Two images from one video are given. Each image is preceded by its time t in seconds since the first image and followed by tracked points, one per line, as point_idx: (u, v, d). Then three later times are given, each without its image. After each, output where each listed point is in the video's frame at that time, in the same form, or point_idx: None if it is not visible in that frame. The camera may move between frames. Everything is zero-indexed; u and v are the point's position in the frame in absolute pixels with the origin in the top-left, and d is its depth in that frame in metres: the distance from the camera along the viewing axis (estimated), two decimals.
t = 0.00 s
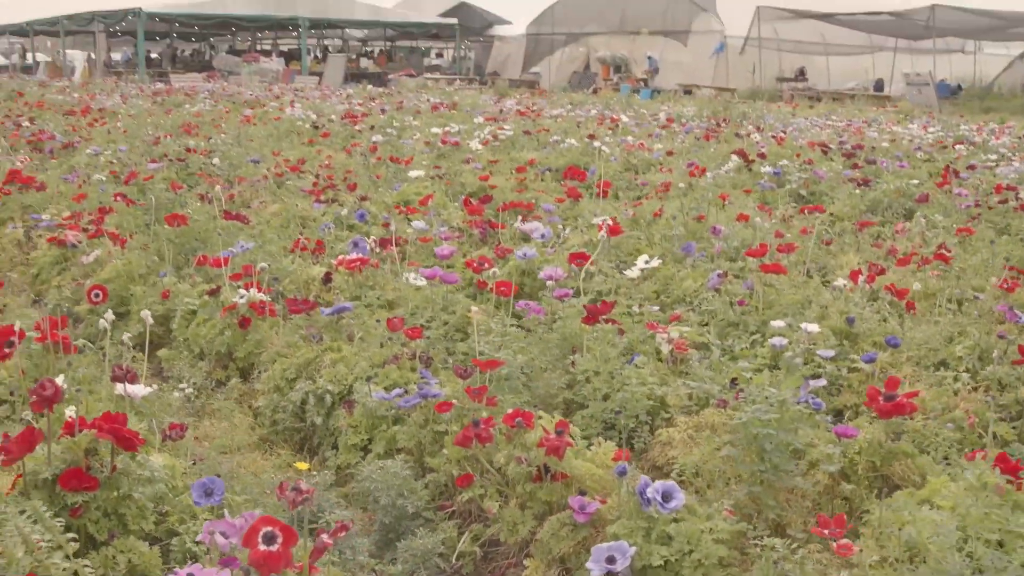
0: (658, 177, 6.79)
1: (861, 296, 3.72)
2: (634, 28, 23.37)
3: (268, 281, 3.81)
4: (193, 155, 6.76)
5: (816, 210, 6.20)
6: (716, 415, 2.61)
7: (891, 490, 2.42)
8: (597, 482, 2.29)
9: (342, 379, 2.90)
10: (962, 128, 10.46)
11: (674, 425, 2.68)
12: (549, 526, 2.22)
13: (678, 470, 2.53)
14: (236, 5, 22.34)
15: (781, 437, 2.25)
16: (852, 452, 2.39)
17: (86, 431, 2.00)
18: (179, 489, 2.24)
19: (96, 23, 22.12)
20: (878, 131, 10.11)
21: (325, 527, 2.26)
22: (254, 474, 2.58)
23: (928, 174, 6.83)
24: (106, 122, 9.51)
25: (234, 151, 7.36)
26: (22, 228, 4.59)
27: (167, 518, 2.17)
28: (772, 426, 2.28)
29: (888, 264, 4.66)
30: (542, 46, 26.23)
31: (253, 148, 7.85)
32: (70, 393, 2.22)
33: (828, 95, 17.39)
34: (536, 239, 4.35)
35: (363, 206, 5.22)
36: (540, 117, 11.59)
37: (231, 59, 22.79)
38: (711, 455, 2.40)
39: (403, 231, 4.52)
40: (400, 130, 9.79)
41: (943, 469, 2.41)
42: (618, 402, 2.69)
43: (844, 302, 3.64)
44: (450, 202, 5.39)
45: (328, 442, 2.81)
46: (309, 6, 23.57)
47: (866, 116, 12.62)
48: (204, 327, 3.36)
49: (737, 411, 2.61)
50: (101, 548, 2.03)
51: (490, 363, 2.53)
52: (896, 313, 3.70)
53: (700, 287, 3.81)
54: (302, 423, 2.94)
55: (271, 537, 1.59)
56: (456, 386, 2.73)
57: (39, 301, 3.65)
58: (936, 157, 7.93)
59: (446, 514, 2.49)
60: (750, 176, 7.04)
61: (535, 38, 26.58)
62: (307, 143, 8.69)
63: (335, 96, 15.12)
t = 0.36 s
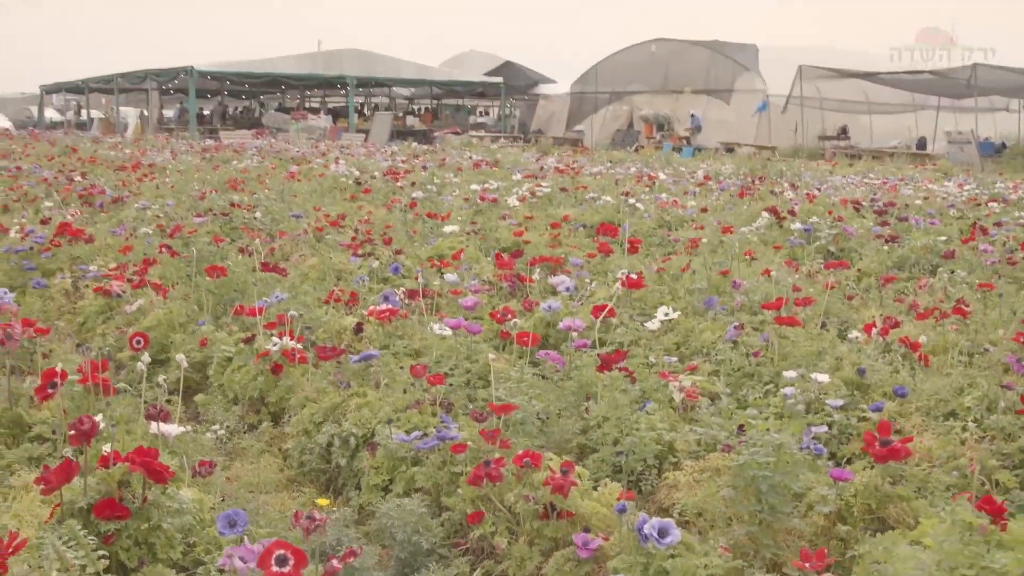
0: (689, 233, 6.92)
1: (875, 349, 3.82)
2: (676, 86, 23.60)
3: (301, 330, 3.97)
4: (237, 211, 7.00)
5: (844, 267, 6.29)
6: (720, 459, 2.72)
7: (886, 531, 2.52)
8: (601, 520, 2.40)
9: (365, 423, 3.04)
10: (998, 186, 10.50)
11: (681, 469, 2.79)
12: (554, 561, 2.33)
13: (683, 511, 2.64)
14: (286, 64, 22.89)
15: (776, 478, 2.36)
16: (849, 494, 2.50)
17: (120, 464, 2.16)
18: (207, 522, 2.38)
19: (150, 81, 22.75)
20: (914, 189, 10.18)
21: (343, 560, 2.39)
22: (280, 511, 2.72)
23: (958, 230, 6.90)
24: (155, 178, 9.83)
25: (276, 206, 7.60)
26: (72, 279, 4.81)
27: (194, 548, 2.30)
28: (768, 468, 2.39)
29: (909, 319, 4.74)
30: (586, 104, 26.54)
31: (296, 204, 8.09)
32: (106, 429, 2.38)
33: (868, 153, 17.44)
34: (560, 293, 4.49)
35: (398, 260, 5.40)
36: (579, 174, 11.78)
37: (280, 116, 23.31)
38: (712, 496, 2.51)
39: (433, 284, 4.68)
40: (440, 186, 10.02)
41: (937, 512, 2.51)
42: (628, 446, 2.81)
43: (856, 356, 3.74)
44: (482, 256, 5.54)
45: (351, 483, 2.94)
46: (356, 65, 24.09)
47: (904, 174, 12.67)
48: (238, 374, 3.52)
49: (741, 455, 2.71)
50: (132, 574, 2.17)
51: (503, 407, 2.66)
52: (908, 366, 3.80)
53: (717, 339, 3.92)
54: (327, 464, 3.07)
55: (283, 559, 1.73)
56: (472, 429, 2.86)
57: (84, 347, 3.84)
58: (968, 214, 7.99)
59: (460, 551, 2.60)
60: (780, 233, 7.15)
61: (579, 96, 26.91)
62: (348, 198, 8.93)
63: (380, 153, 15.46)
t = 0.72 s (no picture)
0: (695, 284, 7.04)
1: (866, 397, 3.93)
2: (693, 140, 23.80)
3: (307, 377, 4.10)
4: (252, 262, 7.17)
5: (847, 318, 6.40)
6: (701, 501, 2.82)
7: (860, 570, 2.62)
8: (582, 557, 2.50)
9: (365, 465, 3.16)
10: (1007, 238, 10.59)
11: (664, 509, 2.90)
12: None
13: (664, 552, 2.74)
14: (308, 117, 23.25)
15: (749, 516, 2.48)
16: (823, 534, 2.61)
17: (124, 500, 2.28)
18: (207, 557, 2.50)
19: (173, 134, 23.14)
20: (924, 242, 10.27)
21: None
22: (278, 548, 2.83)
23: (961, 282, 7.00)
24: (175, 230, 10.04)
25: (291, 257, 7.77)
26: (89, 327, 4.97)
27: None
28: (742, 507, 2.51)
29: (904, 369, 4.84)
30: (604, 158, 26.77)
31: (311, 255, 8.27)
32: (114, 466, 2.51)
33: (883, 205, 17.55)
34: (561, 342, 4.61)
35: (406, 309, 5.54)
36: (593, 227, 11.95)
37: (300, 170, 23.63)
38: (691, 536, 2.62)
39: (438, 333, 4.81)
40: (454, 238, 10.18)
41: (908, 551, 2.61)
42: (613, 487, 2.91)
43: (846, 404, 3.85)
44: (489, 307, 5.68)
45: (350, 523, 3.04)
46: (376, 119, 24.44)
47: (916, 227, 12.78)
48: (247, 418, 3.66)
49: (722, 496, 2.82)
50: None
51: (492, 450, 2.77)
52: (897, 414, 3.90)
53: (711, 386, 4.03)
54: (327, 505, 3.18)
55: None
56: (465, 471, 2.97)
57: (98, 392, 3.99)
58: (973, 266, 8.09)
59: None
60: (785, 284, 7.26)
61: (597, 149, 27.17)
62: (362, 250, 9.10)
63: (398, 206, 15.70)
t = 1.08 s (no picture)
0: (691, 327, 7.15)
1: (848, 439, 4.05)
2: (700, 188, 23.98)
3: (301, 415, 4.21)
4: (256, 306, 7.31)
5: (840, 362, 6.49)
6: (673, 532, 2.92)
7: None
8: None
9: (351, 498, 3.27)
10: (1005, 283, 10.69)
11: (639, 541, 3.00)
12: None
13: None
14: (319, 165, 23.53)
15: (714, 546, 2.60)
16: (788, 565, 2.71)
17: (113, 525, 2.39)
18: None
19: (185, 181, 23.43)
20: (922, 287, 10.38)
21: None
22: None
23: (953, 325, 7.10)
24: (183, 274, 10.20)
25: (294, 301, 7.91)
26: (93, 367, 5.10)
27: None
28: (707, 537, 2.62)
29: (888, 410, 4.94)
30: (612, 205, 26.96)
31: (315, 299, 8.41)
32: (105, 494, 2.62)
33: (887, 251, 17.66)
34: (550, 382, 4.72)
35: (402, 350, 5.67)
36: (596, 273, 12.08)
37: (310, 216, 23.88)
38: (660, 565, 2.72)
39: (432, 373, 4.92)
40: (457, 283, 10.32)
41: None
42: (589, 520, 3.01)
43: (824, 443, 3.94)
44: (485, 349, 5.79)
45: (336, 554, 3.14)
46: (386, 166, 24.71)
47: (918, 273, 12.88)
48: (240, 455, 3.77)
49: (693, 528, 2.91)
50: None
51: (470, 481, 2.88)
52: (875, 454, 3.99)
53: (694, 425, 4.13)
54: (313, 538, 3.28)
55: None
56: (445, 504, 3.07)
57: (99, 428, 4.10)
58: (968, 311, 8.19)
59: None
60: (779, 328, 7.37)
61: (604, 196, 27.37)
62: (366, 294, 9.24)
63: (405, 252, 15.87)
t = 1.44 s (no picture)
0: (692, 356, 7.26)
1: (834, 462, 4.14)
2: (710, 220, 24.08)
3: (301, 441, 4.32)
4: (264, 335, 7.45)
5: (837, 391, 6.58)
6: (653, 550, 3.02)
7: None
8: None
9: (344, 519, 3.37)
10: (1008, 313, 10.78)
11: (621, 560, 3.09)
12: None
13: None
14: (332, 197, 23.76)
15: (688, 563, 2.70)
16: None
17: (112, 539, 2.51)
18: None
19: (199, 213, 23.69)
20: (925, 317, 10.46)
21: None
22: None
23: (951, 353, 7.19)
24: (194, 304, 10.36)
25: (301, 331, 8.05)
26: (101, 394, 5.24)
27: None
28: (682, 556, 2.73)
29: (879, 437, 5.03)
30: (623, 236, 27.09)
31: (323, 329, 8.55)
32: (105, 512, 2.75)
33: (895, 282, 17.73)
34: (545, 409, 4.82)
35: (404, 378, 5.79)
36: (603, 303, 12.20)
37: (323, 248, 24.08)
38: None
39: (431, 400, 5.04)
40: (464, 314, 10.45)
41: None
42: (573, 539, 3.11)
43: (811, 467, 4.03)
44: (485, 377, 5.90)
45: (329, 573, 3.24)
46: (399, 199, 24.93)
47: (924, 303, 12.96)
48: (241, 478, 3.88)
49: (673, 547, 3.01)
50: None
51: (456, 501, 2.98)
52: (862, 478, 4.07)
53: (684, 451, 4.22)
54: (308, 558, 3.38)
55: None
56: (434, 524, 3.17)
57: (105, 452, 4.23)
58: (968, 340, 8.28)
59: None
60: (778, 357, 7.47)
61: (615, 229, 27.51)
62: (373, 324, 9.38)
63: (415, 283, 16.02)
